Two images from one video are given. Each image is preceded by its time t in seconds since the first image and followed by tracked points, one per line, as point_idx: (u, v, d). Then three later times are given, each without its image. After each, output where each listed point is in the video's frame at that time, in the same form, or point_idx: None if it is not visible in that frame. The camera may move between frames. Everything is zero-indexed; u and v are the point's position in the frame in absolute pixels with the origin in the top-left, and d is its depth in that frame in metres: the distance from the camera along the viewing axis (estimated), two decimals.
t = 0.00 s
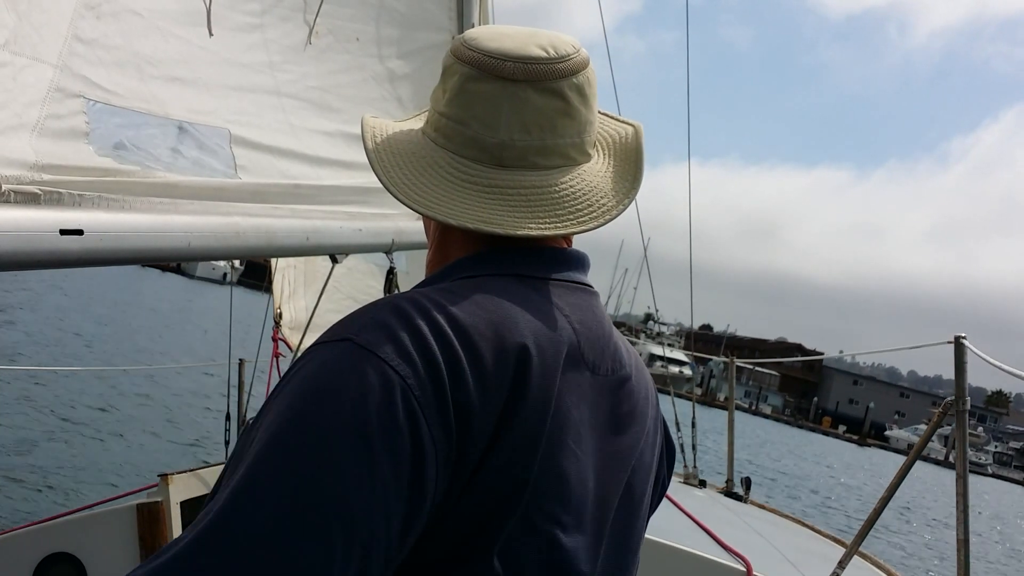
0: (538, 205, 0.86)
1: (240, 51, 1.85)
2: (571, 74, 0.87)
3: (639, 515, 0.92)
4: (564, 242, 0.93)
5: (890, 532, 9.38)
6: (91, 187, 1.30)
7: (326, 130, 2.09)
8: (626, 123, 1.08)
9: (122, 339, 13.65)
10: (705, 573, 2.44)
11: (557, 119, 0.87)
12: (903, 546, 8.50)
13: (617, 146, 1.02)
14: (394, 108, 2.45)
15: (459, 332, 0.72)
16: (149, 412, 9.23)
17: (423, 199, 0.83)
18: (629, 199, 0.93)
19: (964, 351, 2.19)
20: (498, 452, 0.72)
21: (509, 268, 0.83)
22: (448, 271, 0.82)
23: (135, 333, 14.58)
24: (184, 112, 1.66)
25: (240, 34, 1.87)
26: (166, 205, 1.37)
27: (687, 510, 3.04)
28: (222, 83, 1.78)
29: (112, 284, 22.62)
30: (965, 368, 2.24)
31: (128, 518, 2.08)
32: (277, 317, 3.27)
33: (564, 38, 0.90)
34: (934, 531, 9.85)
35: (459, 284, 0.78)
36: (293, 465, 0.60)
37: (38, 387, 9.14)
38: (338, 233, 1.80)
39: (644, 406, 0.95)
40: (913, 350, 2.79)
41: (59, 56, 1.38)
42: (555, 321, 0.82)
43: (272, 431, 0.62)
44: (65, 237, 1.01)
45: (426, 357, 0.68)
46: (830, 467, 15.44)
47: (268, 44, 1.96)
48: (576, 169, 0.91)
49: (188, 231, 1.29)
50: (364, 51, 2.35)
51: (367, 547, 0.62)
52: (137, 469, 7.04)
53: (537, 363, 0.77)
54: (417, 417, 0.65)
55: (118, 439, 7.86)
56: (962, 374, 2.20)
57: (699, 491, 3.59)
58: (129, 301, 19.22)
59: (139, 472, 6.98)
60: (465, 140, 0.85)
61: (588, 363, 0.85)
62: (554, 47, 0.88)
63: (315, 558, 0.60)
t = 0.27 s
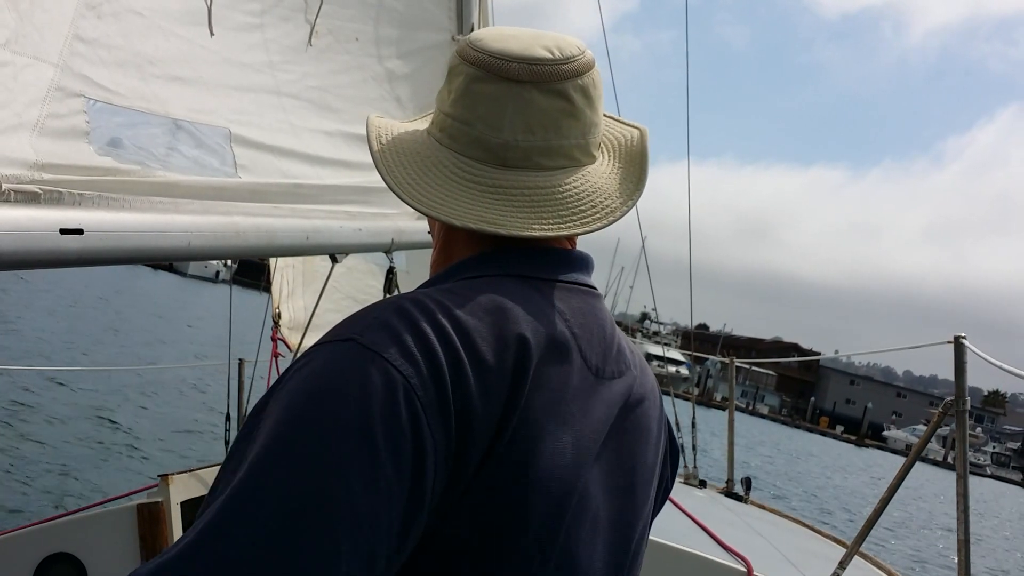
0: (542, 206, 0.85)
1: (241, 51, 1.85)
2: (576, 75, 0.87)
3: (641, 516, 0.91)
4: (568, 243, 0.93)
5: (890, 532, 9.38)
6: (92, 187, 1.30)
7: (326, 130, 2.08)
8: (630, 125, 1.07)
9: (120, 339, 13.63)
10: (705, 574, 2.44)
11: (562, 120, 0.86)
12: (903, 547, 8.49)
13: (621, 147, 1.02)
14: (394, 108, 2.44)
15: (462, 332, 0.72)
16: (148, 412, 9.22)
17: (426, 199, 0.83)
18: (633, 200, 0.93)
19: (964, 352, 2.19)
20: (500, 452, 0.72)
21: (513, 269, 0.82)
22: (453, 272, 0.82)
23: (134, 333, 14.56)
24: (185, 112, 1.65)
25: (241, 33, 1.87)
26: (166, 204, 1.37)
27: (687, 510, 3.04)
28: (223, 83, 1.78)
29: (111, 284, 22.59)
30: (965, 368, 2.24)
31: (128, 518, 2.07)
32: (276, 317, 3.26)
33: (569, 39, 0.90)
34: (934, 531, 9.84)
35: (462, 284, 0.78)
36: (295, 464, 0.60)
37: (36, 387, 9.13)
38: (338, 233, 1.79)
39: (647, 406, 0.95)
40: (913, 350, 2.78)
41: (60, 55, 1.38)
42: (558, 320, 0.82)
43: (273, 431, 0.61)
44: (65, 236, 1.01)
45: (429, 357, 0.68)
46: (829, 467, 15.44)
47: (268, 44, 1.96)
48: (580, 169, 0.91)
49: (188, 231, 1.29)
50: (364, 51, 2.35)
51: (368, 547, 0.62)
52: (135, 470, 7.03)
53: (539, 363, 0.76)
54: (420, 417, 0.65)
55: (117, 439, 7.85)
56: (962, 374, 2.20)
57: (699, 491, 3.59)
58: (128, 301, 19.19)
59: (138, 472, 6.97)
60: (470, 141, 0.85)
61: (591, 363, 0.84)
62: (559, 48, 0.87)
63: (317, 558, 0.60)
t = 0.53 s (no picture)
0: (538, 204, 0.86)
1: (243, 51, 1.85)
2: (571, 74, 0.87)
3: (639, 516, 0.92)
4: (565, 241, 0.93)
5: (892, 532, 9.37)
6: (94, 187, 1.31)
7: (328, 130, 2.09)
8: (627, 125, 1.08)
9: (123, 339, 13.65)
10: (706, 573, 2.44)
11: (558, 118, 0.87)
12: (905, 547, 8.48)
13: (618, 146, 1.02)
14: (396, 108, 2.45)
15: (461, 330, 0.72)
16: (150, 412, 9.23)
17: (424, 198, 0.83)
18: (629, 198, 0.93)
19: (965, 351, 2.19)
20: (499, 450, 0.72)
21: (510, 267, 0.83)
22: (450, 270, 0.83)
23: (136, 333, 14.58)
24: (187, 112, 1.66)
25: (243, 34, 1.88)
26: (168, 204, 1.38)
27: (688, 510, 3.04)
28: (225, 83, 1.78)
29: (113, 284, 22.63)
30: (966, 368, 2.23)
31: (130, 518, 2.08)
32: (278, 316, 3.27)
33: (564, 38, 0.90)
34: (936, 531, 9.83)
35: (460, 283, 0.79)
36: (296, 462, 0.61)
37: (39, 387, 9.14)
38: (340, 233, 1.80)
39: (645, 405, 0.95)
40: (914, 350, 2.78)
41: (63, 55, 1.38)
42: (556, 320, 0.82)
43: (274, 430, 0.62)
44: (68, 236, 1.02)
45: (428, 356, 0.68)
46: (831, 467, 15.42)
47: (269, 44, 1.97)
48: (577, 167, 0.91)
49: (190, 231, 1.29)
50: (365, 51, 2.35)
51: (368, 544, 0.62)
52: (138, 469, 7.04)
53: (537, 361, 0.77)
54: (419, 416, 0.65)
55: (119, 439, 7.86)
56: (963, 374, 2.20)
57: (701, 491, 3.59)
58: (130, 301, 19.22)
59: (140, 472, 6.98)
60: (466, 140, 0.85)
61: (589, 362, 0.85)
62: (554, 47, 0.88)
63: (318, 555, 0.60)
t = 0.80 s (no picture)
0: (542, 203, 0.86)
1: (242, 52, 1.85)
2: (574, 73, 0.87)
3: (639, 516, 0.92)
4: (567, 241, 0.93)
5: (891, 532, 9.37)
6: (93, 187, 1.30)
7: (327, 130, 2.09)
8: (628, 124, 1.08)
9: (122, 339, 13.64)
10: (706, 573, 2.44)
11: (561, 117, 0.87)
12: (904, 547, 8.48)
13: (620, 146, 1.02)
14: (395, 108, 2.45)
15: (466, 331, 0.72)
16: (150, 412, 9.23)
17: (427, 197, 0.83)
18: (631, 198, 0.93)
19: (965, 351, 2.19)
20: (504, 451, 0.72)
21: (512, 266, 0.83)
22: (452, 270, 0.82)
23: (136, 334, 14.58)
24: (186, 112, 1.66)
25: (242, 34, 1.87)
26: (167, 204, 1.37)
27: (688, 510, 3.04)
28: (224, 83, 1.78)
29: (113, 284, 22.62)
30: (966, 368, 2.23)
31: (130, 518, 2.08)
32: (278, 317, 3.27)
33: (566, 38, 0.90)
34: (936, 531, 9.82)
35: (465, 283, 0.78)
36: (304, 463, 0.60)
37: (38, 387, 9.14)
38: (339, 233, 1.80)
39: (647, 405, 0.95)
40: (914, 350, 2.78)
41: (62, 55, 1.38)
42: (560, 320, 0.82)
43: (281, 431, 0.62)
44: (68, 236, 1.02)
45: (434, 357, 0.68)
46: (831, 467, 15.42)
47: (269, 44, 1.96)
48: (580, 167, 0.91)
49: (190, 231, 1.29)
50: (365, 51, 2.35)
51: (376, 545, 0.62)
52: (137, 470, 7.04)
53: (543, 362, 0.77)
54: (426, 416, 0.65)
55: (119, 440, 7.86)
56: (963, 374, 2.20)
57: (701, 491, 3.59)
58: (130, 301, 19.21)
59: (140, 472, 6.97)
60: (469, 139, 0.85)
61: (594, 362, 0.85)
62: (557, 47, 0.88)
63: (325, 556, 0.60)
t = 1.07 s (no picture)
0: (544, 204, 0.86)
1: (242, 51, 1.85)
2: (578, 74, 0.87)
3: (641, 517, 0.92)
4: (570, 242, 0.93)
5: (889, 531, 9.38)
6: (93, 186, 1.30)
7: (326, 130, 2.09)
8: (631, 125, 1.08)
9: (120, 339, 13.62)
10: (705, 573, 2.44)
11: (564, 118, 0.86)
12: (903, 547, 8.49)
13: (622, 147, 1.02)
14: (394, 108, 2.45)
15: (468, 333, 0.72)
16: (148, 412, 9.22)
17: (429, 197, 0.83)
18: (634, 199, 0.93)
19: (964, 351, 2.19)
20: (506, 452, 0.72)
21: (515, 267, 0.83)
22: (454, 270, 0.82)
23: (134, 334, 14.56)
24: (186, 112, 1.66)
25: (241, 34, 1.87)
26: (166, 204, 1.37)
27: (687, 510, 3.04)
28: (224, 83, 1.78)
29: (111, 284, 22.58)
30: (965, 368, 2.23)
31: (129, 518, 2.07)
32: (277, 317, 3.27)
33: (570, 38, 0.90)
34: (934, 530, 9.83)
35: (468, 284, 0.78)
36: (305, 465, 0.60)
37: (36, 387, 9.12)
38: (339, 233, 1.80)
39: (648, 406, 0.95)
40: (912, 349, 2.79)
41: (62, 55, 1.38)
42: (562, 322, 0.82)
43: (282, 433, 0.62)
44: (68, 235, 1.01)
45: (436, 359, 0.68)
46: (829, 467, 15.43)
47: (268, 44, 1.96)
48: (583, 168, 0.91)
49: (190, 231, 1.29)
50: (365, 51, 2.35)
51: (378, 547, 0.62)
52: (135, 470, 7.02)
53: (544, 364, 0.76)
54: (428, 419, 0.65)
55: (117, 440, 7.84)
56: (962, 374, 2.20)
57: (700, 491, 3.59)
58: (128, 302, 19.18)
59: (138, 473, 6.96)
60: (472, 139, 0.85)
61: (595, 364, 0.84)
62: (561, 47, 0.88)
63: (327, 559, 0.60)
